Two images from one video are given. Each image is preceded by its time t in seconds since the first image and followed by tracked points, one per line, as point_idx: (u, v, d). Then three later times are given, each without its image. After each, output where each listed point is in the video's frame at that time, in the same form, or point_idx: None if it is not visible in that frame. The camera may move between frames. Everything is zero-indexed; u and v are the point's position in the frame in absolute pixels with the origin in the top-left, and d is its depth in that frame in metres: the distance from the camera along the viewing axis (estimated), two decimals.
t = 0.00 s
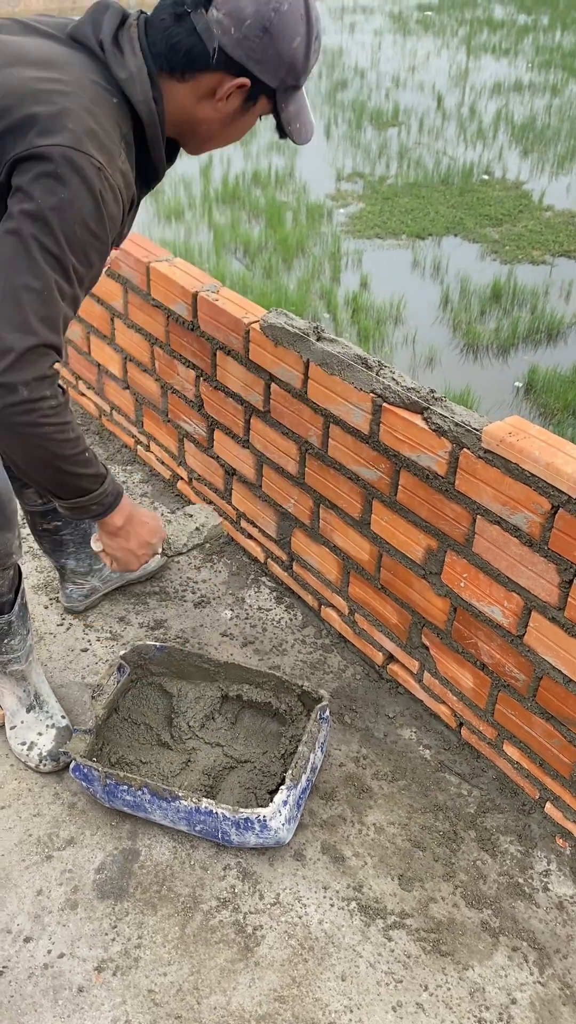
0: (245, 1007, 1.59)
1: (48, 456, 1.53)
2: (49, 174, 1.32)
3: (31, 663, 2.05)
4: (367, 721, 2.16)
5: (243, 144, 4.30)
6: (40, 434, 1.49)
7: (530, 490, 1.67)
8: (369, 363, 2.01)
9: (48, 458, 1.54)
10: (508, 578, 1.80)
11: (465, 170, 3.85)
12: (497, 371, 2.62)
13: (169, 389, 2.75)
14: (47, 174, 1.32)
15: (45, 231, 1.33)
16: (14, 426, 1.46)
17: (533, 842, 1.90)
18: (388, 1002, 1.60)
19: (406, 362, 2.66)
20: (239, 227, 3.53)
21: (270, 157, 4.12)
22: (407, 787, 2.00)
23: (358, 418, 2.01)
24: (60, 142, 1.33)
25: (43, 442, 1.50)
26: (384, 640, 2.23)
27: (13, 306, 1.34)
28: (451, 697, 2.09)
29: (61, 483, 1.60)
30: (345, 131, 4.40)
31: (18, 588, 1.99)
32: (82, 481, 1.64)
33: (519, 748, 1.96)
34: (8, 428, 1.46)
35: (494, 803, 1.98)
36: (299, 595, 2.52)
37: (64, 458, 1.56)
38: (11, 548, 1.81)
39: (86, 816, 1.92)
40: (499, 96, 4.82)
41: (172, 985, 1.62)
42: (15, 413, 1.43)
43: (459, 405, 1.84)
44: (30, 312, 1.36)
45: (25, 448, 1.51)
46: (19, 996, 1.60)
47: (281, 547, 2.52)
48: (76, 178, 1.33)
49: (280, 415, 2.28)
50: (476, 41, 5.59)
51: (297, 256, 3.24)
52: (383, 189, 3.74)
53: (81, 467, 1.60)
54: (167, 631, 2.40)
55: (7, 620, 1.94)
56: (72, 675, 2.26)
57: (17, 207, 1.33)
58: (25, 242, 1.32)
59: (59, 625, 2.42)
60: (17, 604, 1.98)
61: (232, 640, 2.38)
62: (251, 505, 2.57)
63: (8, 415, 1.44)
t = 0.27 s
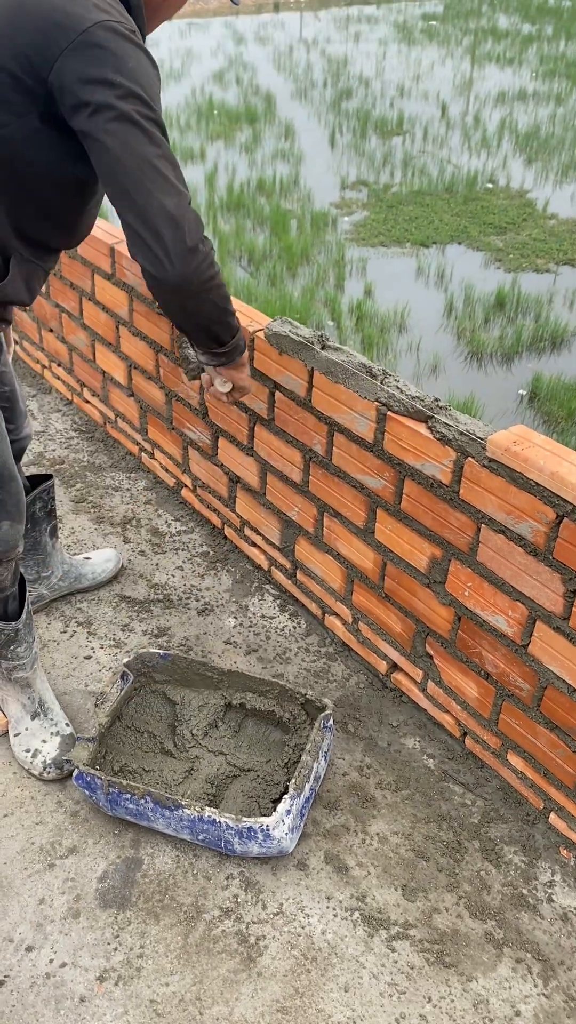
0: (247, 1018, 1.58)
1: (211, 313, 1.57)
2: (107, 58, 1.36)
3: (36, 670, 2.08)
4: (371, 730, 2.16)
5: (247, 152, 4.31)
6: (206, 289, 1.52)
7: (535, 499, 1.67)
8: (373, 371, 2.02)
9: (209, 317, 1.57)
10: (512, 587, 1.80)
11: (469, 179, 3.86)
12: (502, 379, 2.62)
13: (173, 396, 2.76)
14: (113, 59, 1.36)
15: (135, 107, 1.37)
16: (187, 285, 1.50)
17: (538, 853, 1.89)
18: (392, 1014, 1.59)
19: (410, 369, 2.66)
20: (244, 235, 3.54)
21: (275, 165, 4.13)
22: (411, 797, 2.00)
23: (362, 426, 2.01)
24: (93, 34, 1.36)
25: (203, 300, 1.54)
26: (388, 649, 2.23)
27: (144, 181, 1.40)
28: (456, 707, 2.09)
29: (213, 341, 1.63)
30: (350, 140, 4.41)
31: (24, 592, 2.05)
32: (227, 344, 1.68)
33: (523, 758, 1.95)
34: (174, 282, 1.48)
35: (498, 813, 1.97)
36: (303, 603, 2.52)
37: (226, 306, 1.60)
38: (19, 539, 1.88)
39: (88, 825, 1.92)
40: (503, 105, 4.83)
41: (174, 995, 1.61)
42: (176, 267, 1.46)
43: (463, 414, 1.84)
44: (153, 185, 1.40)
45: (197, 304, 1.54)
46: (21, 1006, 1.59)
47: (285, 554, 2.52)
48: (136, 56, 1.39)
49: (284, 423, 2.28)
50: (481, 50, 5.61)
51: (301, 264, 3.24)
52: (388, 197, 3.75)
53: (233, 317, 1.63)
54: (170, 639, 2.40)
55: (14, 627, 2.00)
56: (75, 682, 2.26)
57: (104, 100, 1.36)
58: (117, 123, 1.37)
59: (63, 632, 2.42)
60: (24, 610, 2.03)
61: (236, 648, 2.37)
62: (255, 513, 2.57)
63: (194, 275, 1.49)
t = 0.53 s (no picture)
0: None
1: (262, 243, 1.71)
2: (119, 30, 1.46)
3: (37, 672, 2.09)
4: (373, 735, 2.15)
5: (252, 157, 4.33)
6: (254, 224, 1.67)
7: (539, 505, 1.67)
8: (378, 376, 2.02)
9: (262, 250, 1.71)
10: (516, 593, 1.80)
11: (474, 184, 3.86)
12: (506, 384, 2.62)
13: (177, 401, 2.76)
14: (130, 35, 1.48)
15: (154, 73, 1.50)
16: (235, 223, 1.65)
17: (541, 860, 1.88)
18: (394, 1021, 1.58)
19: (414, 374, 2.66)
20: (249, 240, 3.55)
21: (279, 170, 4.14)
22: (414, 802, 1.99)
23: (366, 431, 2.01)
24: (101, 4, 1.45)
25: (255, 237, 1.69)
26: (392, 654, 2.23)
27: (182, 141, 1.56)
28: (459, 712, 2.08)
29: (269, 269, 1.76)
30: (355, 145, 4.42)
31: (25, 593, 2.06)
32: (282, 272, 1.79)
33: (527, 764, 1.94)
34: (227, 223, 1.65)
35: (501, 819, 1.97)
36: (306, 608, 2.52)
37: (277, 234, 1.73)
38: (20, 524, 1.88)
39: (90, 830, 1.91)
40: (508, 111, 4.84)
41: (175, 1001, 1.60)
42: (227, 208, 1.63)
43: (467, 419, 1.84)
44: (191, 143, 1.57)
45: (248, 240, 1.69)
46: (22, 1011, 1.59)
47: (288, 559, 2.52)
48: (147, 30, 1.52)
49: (288, 427, 2.28)
50: (486, 56, 5.62)
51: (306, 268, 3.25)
52: (392, 202, 3.76)
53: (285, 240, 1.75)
54: (173, 643, 2.40)
55: (17, 628, 2.00)
56: (78, 687, 2.26)
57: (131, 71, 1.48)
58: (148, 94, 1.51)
59: (66, 636, 2.42)
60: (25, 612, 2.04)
61: (239, 652, 2.37)
62: (259, 517, 2.57)
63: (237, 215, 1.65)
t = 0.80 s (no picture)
0: None
1: (234, 241, 1.69)
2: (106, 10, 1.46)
3: (35, 670, 2.09)
4: (376, 736, 2.15)
5: (256, 158, 4.33)
6: (223, 223, 1.66)
7: (543, 504, 1.66)
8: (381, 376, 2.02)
9: (233, 251, 1.70)
10: (519, 593, 1.79)
11: (477, 186, 3.86)
12: (509, 385, 2.62)
13: (181, 401, 2.76)
14: (119, 13, 1.47)
15: (136, 55, 1.49)
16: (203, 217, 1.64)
17: (544, 861, 1.88)
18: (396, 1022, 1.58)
19: (418, 374, 2.66)
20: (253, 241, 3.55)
21: (284, 172, 4.14)
22: (417, 803, 1.99)
23: (370, 431, 2.01)
24: None
25: (227, 234, 1.67)
26: (394, 654, 2.22)
27: (154, 129, 1.55)
28: (462, 712, 2.08)
29: (247, 272, 1.75)
30: (359, 147, 4.42)
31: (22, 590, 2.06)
32: (263, 279, 1.78)
33: (530, 765, 1.94)
34: (196, 218, 1.65)
35: (504, 820, 1.96)
36: (309, 608, 2.52)
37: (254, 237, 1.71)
38: (19, 508, 1.89)
39: (93, 829, 1.91)
40: (512, 113, 4.84)
41: (177, 1001, 1.60)
42: (194, 201, 1.63)
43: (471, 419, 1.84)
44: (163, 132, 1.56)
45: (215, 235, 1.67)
46: (24, 1010, 1.58)
47: (291, 559, 2.52)
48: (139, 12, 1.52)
49: (291, 427, 2.28)
50: (489, 58, 5.63)
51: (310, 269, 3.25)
52: (396, 204, 3.76)
53: (267, 248, 1.74)
54: (176, 643, 2.40)
55: (16, 626, 2.02)
56: (80, 686, 2.26)
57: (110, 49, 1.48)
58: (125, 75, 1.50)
59: (69, 636, 2.42)
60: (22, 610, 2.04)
61: (241, 652, 2.37)
62: (262, 517, 2.57)
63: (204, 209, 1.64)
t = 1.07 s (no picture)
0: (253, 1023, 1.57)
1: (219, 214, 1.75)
2: None
3: (44, 662, 2.10)
4: (379, 734, 2.15)
5: (260, 156, 4.32)
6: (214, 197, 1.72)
7: (547, 503, 1.66)
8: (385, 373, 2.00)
9: (219, 222, 1.76)
10: (523, 592, 1.79)
11: (481, 184, 3.86)
12: (512, 384, 2.62)
13: (184, 398, 2.76)
14: None
15: (138, 40, 1.50)
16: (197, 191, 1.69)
17: (547, 861, 1.87)
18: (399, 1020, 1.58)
19: (421, 373, 2.66)
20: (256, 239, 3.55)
21: (287, 170, 4.13)
22: (419, 802, 1.98)
23: (374, 429, 2.00)
24: None
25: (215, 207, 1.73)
26: (397, 653, 2.22)
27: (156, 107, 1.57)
28: (465, 711, 2.08)
29: (227, 244, 1.82)
30: (362, 145, 4.42)
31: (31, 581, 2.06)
32: (241, 248, 1.85)
33: (533, 764, 1.93)
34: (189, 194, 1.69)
35: (507, 819, 1.96)
36: (312, 607, 2.51)
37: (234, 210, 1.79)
38: (30, 501, 1.91)
39: (96, 827, 1.91)
40: (516, 111, 4.83)
41: (180, 999, 1.60)
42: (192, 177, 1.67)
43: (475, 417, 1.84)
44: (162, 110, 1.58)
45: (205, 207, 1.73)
46: (26, 1007, 1.58)
47: (294, 557, 2.52)
48: None
49: (295, 425, 2.28)
50: (493, 55, 5.62)
51: (313, 267, 3.24)
52: (399, 202, 3.76)
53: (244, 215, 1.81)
54: (179, 641, 2.40)
55: (31, 614, 2.02)
56: (83, 684, 2.26)
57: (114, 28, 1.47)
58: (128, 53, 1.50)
59: (71, 634, 2.42)
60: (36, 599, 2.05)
61: (244, 650, 2.37)
62: (265, 516, 2.56)
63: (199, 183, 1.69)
